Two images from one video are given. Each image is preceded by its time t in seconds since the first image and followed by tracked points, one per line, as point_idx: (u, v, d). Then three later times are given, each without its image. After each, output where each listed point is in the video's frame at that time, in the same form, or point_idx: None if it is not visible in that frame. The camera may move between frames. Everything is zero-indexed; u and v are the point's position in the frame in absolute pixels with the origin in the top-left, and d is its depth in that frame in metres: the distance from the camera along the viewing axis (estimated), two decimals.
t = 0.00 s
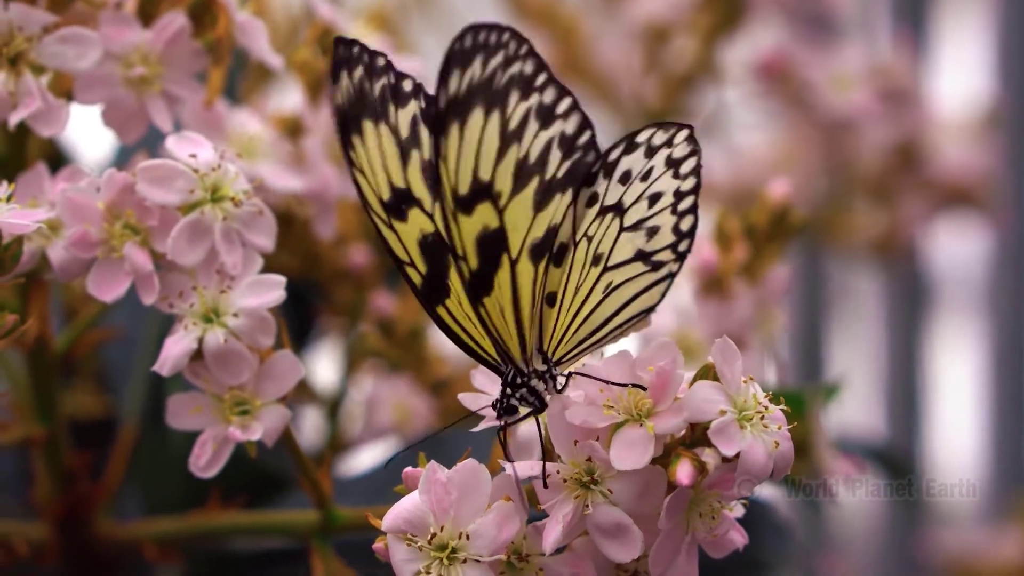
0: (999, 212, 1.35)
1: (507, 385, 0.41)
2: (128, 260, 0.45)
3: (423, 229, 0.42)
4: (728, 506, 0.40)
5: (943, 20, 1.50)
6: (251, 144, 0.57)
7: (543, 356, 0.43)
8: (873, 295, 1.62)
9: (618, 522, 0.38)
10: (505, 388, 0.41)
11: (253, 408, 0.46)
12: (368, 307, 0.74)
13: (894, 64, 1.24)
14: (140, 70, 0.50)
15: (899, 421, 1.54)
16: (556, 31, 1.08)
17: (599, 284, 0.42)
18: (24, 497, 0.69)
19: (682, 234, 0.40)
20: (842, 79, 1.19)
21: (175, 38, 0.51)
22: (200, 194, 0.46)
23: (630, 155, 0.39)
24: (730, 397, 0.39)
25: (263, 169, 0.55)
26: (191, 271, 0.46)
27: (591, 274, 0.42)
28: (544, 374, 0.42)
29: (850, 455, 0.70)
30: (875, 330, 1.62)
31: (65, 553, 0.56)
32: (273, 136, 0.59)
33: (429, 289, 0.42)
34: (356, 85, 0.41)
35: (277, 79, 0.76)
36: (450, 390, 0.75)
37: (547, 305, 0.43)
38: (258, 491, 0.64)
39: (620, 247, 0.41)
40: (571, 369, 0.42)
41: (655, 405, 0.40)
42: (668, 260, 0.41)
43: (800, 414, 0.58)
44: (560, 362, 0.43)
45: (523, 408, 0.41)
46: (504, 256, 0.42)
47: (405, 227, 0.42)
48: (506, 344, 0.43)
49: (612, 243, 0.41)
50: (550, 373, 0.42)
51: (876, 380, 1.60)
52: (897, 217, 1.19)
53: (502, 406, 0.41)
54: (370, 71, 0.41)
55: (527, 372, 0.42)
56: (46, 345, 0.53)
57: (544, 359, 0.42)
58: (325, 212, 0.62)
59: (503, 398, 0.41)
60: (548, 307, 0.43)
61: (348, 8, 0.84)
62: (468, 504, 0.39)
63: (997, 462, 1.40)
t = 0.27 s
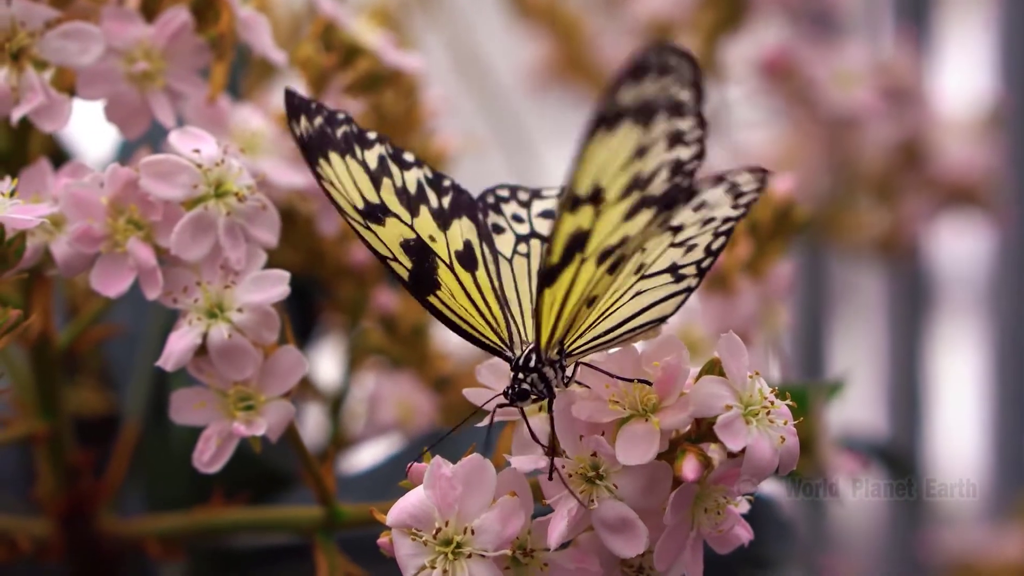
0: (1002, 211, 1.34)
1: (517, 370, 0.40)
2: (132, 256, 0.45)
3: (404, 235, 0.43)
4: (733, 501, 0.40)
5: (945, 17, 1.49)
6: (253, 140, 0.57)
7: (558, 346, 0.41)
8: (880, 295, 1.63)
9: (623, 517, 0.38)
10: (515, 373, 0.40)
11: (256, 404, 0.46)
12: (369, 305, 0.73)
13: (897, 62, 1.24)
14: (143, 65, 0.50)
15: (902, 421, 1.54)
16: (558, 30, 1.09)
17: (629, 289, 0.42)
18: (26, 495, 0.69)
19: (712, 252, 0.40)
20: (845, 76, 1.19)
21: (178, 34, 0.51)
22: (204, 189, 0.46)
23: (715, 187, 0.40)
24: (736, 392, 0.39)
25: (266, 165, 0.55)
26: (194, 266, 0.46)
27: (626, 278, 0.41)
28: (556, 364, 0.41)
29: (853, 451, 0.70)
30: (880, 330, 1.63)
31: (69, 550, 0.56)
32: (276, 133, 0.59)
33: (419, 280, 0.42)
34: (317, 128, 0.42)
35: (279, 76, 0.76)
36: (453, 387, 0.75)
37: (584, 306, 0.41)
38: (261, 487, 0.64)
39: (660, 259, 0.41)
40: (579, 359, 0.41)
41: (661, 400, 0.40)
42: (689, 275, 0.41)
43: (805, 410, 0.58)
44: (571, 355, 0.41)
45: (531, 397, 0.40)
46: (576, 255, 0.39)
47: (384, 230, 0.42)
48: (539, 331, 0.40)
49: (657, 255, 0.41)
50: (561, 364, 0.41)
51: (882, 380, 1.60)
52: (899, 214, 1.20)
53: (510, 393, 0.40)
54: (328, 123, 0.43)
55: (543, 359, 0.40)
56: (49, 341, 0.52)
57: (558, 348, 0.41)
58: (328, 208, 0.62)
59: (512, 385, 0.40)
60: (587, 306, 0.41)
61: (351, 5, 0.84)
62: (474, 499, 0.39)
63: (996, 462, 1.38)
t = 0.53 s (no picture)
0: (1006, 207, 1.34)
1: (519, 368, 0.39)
2: (136, 250, 0.45)
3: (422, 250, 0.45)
4: (736, 495, 0.40)
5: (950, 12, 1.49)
6: (257, 135, 0.57)
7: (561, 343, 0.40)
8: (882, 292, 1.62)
9: (626, 512, 0.38)
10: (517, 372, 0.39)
11: (260, 398, 0.46)
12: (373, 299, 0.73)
13: (901, 57, 1.24)
14: (146, 60, 0.50)
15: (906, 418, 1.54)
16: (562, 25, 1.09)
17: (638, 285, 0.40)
18: (31, 490, 0.69)
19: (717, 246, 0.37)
20: (848, 72, 1.18)
21: (181, 28, 0.51)
22: (208, 184, 0.46)
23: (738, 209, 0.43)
24: (740, 386, 0.39)
25: (270, 160, 0.55)
26: (198, 261, 0.46)
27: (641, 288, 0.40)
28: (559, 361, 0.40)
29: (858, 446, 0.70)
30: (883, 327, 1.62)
31: (73, 545, 0.56)
32: (280, 127, 0.59)
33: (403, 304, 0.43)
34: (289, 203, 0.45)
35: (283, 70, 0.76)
36: (457, 382, 0.75)
37: (597, 313, 0.41)
38: (265, 482, 0.64)
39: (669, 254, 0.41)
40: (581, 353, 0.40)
41: (664, 394, 0.39)
42: (689, 268, 0.38)
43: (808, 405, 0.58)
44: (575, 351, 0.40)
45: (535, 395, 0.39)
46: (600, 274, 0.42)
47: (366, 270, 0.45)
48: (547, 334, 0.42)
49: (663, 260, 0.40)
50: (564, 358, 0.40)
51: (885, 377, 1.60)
52: (904, 210, 1.19)
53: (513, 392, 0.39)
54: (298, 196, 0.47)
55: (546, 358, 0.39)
56: (52, 336, 0.53)
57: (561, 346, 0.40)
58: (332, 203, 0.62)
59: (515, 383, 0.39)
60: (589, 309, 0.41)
61: None
62: (478, 493, 0.39)
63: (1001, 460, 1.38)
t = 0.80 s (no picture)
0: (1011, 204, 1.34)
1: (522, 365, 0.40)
2: (138, 242, 0.45)
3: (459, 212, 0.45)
4: (742, 489, 0.39)
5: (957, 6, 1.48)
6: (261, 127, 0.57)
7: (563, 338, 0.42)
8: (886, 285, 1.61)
9: (631, 506, 0.37)
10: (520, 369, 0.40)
11: (263, 391, 0.45)
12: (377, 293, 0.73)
13: (908, 52, 1.23)
14: (150, 51, 0.49)
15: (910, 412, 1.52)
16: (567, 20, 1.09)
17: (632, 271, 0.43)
18: (34, 483, 0.69)
19: (707, 225, 0.41)
20: (855, 65, 1.18)
21: (184, 19, 0.51)
22: (210, 175, 0.45)
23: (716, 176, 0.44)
24: (745, 379, 0.39)
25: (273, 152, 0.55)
26: (201, 253, 0.46)
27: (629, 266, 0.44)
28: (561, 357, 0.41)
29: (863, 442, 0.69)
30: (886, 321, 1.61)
31: (76, 540, 0.56)
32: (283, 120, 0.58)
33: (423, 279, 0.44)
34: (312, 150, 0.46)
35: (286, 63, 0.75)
36: (461, 376, 0.75)
37: (586, 296, 0.43)
38: (269, 476, 0.64)
39: (660, 241, 0.44)
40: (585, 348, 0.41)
41: (669, 388, 0.39)
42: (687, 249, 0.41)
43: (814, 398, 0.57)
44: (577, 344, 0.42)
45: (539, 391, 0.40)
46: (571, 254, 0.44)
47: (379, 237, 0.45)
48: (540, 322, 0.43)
49: (654, 239, 0.44)
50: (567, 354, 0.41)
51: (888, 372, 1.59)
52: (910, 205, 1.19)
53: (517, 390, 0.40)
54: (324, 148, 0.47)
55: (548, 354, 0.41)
56: (55, 330, 0.52)
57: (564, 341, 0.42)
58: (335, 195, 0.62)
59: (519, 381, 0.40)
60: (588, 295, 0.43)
61: None
62: (482, 488, 0.39)
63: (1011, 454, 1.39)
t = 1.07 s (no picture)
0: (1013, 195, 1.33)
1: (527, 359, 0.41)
2: (141, 236, 0.45)
3: (447, 203, 0.41)
4: (743, 483, 0.39)
5: None
6: (262, 120, 0.57)
7: (562, 330, 0.42)
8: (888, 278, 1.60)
9: (632, 499, 0.38)
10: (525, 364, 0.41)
11: (265, 384, 0.45)
12: (377, 287, 0.73)
13: (909, 45, 1.23)
14: (152, 45, 0.49)
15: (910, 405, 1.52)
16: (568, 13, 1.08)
17: (613, 255, 0.41)
18: (37, 477, 0.69)
19: (687, 204, 0.38)
20: (856, 58, 1.18)
21: (186, 13, 0.51)
22: (212, 169, 0.46)
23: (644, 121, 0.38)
24: (747, 373, 0.39)
25: (275, 146, 0.55)
26: (203, 247, 0.46)
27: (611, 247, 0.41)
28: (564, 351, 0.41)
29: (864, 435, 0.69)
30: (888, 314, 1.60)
31: (78, 535, 0.56)
32: (285, 113, 0.58)
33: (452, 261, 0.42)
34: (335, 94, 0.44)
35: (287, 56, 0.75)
36: (461, 369, 0.75)
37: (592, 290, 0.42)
38: (271, 470, 0.64)
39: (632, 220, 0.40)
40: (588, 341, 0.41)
41: (671, 381, 0.39)
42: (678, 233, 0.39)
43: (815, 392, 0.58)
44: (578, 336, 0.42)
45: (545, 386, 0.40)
46: (527, 230, 0.40)
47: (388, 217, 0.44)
48: (529, 319, 0.42)
49: (623, 214, 0.40)
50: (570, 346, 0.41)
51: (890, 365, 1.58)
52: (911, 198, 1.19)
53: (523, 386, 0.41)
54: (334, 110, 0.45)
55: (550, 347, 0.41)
56: (57, 323, 0.52)
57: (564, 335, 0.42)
58: (337, 188, 0.62)
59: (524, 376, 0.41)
60: (566, 280, 0.43)
61: None
62: (484, 482, 0.39)
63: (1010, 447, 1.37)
